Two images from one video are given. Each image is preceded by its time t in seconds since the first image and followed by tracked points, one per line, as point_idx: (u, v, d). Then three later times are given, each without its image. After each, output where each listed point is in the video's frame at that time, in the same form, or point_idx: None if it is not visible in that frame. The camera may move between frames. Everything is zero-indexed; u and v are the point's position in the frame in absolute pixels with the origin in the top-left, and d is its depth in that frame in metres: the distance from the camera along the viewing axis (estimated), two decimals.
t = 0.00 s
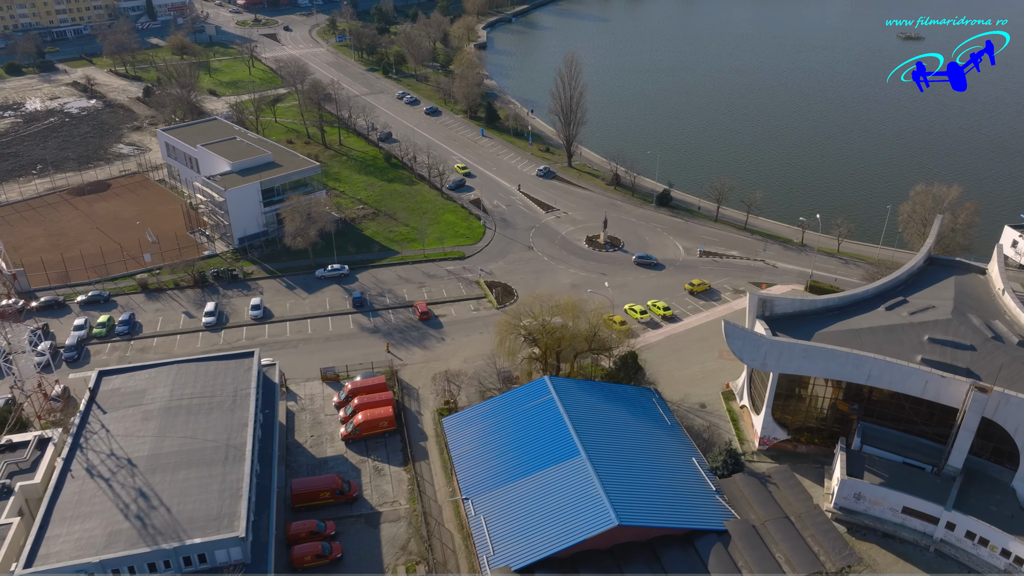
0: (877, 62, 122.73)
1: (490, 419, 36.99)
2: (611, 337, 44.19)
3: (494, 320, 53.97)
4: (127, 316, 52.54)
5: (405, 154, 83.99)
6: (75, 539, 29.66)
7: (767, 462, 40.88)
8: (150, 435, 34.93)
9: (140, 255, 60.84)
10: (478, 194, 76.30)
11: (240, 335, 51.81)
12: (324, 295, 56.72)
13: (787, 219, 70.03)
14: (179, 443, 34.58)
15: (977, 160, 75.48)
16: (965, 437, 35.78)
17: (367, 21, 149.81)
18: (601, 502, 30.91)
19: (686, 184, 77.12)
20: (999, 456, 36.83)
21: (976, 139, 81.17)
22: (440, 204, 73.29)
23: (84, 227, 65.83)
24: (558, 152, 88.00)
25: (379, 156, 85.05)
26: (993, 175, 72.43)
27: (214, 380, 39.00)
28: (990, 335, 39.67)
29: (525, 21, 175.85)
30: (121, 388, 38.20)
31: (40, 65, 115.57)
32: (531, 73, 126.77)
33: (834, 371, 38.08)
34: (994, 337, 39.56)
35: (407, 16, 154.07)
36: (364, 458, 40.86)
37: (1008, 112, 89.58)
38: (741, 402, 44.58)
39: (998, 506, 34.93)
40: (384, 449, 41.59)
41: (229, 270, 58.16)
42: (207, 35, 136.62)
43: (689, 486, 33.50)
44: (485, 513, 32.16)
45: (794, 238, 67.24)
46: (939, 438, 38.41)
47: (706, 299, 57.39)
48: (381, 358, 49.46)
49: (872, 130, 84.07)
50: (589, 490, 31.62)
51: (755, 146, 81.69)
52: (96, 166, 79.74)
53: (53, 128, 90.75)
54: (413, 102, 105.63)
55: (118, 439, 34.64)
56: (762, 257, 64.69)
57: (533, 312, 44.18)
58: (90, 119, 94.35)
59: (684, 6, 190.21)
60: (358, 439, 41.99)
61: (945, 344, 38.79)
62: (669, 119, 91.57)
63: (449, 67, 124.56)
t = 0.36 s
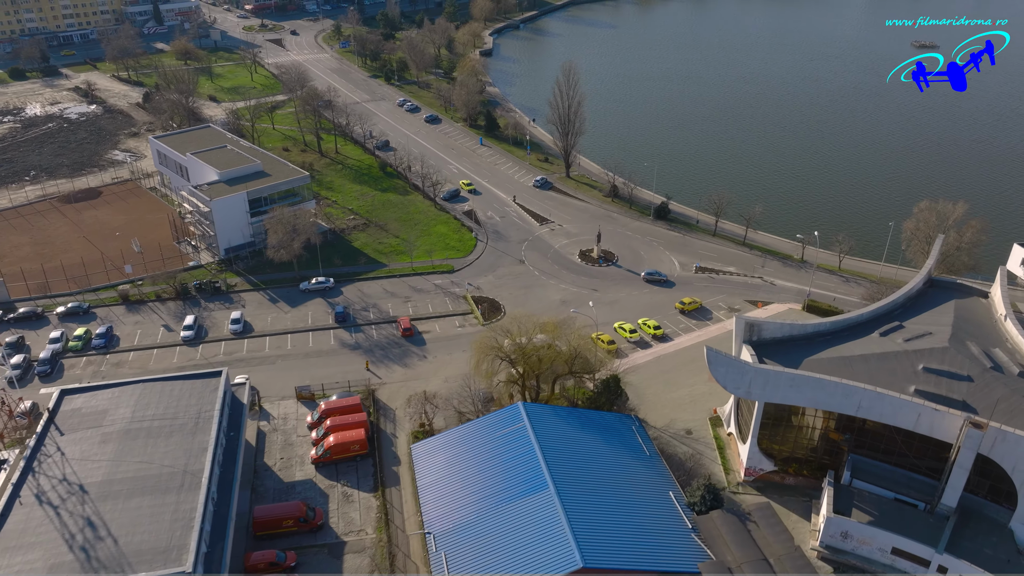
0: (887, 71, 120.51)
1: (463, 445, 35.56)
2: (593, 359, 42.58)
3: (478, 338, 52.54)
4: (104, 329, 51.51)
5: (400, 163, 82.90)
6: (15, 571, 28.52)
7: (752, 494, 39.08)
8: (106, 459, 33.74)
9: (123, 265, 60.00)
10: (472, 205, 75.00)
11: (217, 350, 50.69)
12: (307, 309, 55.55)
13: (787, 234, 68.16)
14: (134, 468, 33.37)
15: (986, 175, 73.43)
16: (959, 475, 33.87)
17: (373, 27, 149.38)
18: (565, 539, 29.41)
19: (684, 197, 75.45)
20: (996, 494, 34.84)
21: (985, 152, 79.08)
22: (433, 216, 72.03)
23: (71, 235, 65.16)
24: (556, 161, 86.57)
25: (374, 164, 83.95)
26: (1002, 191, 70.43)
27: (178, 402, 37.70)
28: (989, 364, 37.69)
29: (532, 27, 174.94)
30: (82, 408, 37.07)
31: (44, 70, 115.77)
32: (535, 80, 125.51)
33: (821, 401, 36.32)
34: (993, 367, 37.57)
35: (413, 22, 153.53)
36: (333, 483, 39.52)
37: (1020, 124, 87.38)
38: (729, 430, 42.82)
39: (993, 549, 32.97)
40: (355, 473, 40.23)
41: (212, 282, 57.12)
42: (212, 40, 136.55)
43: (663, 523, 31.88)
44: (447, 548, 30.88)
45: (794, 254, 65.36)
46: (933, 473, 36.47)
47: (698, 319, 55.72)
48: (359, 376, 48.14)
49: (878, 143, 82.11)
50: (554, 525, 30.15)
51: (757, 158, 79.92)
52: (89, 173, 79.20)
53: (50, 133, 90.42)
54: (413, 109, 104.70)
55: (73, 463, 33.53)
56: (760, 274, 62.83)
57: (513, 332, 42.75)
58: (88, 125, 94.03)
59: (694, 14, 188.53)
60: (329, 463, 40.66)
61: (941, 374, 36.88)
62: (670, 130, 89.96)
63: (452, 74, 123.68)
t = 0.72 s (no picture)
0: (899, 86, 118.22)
1: (432, 478, 34.15)
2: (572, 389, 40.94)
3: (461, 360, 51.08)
4: (80, 346, 50.55)
5: (396, 176, 81.86)
6: None
7: (735, 534, 37.20)
8: (56, 489, 32.61)
9: (106, 278, 59.21)
10: (466, 220, 73.72)
11: (194, 369, 49.54)
12: (289, 327, 54.39)
13: (788, 253, 66.27)
14: (84, 498, 32.19)
15: (995, 197, 71.34)
16: (952, 522, 31.93)
17: (380, 37, 149.28)
18: None
19: (684, 214, 73.79)
20: (992, 542, 32.76)
21: (996, 172, 76.93)
22: (425, 231, 70.84)
23: (58, 246, 64.52)
24: (555, 175, 85.20)
25: (370, 177, 82.99)
26: (1011, 214, 68.37)
27: (139, 427, 36.48)
28: (988, 401, 35.65)
29: (541, 37, 174.39)
30: (40, 433, 36.02)
31: (50, 78, 116.22)
32: (540, 92, 124.54)
33: (807, 438, 34.51)
34: (992, 405, 35.52)
35: (421, 32, 153.34)
36: (299, 513, 38.15)
37: None
38: (714, 463, 41.05)
39: None
40: (322, 503, 38.85)
41: (194, 297, 56.08)
42: (219, 49, 136.71)
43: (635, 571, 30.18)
44: None
45: (794, 275, 63.44)
46: (926, 517, 34.47)
47: (691, 344, 53.94)
48: (335, 399, 46.79)
49: (884, 161, 80.08)
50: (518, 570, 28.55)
51: (759, 175, 78.19)
52: (83, 182, 78.75)
53: (49, 143, 90.31)
54: (415, 120, 103.95)
55: (22, 492, 32.47)
56: (758, 295, 60.94)
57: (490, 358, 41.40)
58: (87, 134, 93.88)
59: (706, 25, 186.53)
60: (296, 491, 39.29)
61: (935, 413, 34.91)
62: (672, 145, 88.40)
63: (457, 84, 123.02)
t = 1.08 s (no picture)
0: (910, 103, 116.09)
1: (395, 513, 32.82)
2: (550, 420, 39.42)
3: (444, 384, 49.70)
4: (56, 363, 49.70)
5: (392, 189, 80.91)
6: None
7: None
8: (4, 522, 31.49)
9: (90, 293, 58.45)
10: (460, 236, 72.50)
11: (170, 390, 48.46)
12: (271, 346, 53.27)
13: (788, 276, 64.43)
14: (31, 532, 31.03)
15: (1002, 220, 69.49)
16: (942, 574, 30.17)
17: (388, 47, 149.38)
18: None
19: (682, 233, 72.20)
20: None
21: (1006, 193, 74.92)
22: (417, 247, 69.68)
23: (45, 260, 63.93)
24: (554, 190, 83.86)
25: (366, 191, 82.07)
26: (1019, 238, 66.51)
27: (97, 455, 35.34)
28: (983, 442, 33.77)
29: (551, 48, 173.81)
30: None
31: (56, 87, 116.75)
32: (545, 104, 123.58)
33: (790, 480, 32.72)
34: (988, 447, 33.61)
35: (429, 43, 153.38)
36: (262, 546, 36.78)
37: None
38: (698, 500, 39.21)
39: None
40: (287, 536, 37.47)
41: (176, 314, 55.14)
42: (226, 58, 137.07)
43: None
44: None
45: (793, 298, 61.54)
46: (916, 565, 32.57)
47: (682, 370, 52.17)
48: (310, 424, 45.53)
49: (890, 181, 78.23)
50: None
51: (761, 194, 76.52)
52: (77, 194, 78.37)
53: (48, 153, 90.20)
54: (416, 132, 103.18)
55: None
56: (755, 318, 59.12)
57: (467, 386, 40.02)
58: (87, 144, 93.77)
59: (717, 37, 184.52)
60: (261, 523, 37.97)
61: (927, 455, 33.06)
62: (673, 161, 87.03)
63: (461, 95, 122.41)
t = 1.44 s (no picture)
0: (922, 118, 114.32)
1: (355, 551, 31.42)
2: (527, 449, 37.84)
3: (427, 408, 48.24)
4: (33, 380, 48.79)
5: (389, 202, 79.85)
6: None
7: None
8: None
9: (75, 307, 57.75)
10: (456, 251, 71.17)
11: (146, 409, 47.37)
12: (253, 365, 52.12)
13: (789, 298, 62.54)
14: None
15: (1013, 242, 67.52)
16: None
17: (397, 57, 149.25)
18: None
19: (682, 251, 70.54)
20: None
21: (1018, 215, 72.68)
22: (411, 262, 68.44)
23: (34, 272, 63.38)
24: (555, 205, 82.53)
25: (363, 204, 81.07)
26: None
27: (55, 482, 34.36)
28: (983, 485, 31.71)
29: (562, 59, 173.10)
30: None
31: (63, 97, 117.26)
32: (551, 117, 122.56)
33: (773, 523, 30.88)
34: (987, 490, 31.57)
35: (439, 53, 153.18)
36: None
37: None
38: (682, 537, 37.09)
39: None
40: (252, 568, 36.09)
41: (159, 331, 54.19)
42: (234, 68, 137.32)
43: None
44: None
45: (795, 320, 59.54)
46: None
47: (675, 397, 50.33)
48: (286, 449, 44.25)
49: (898, 200, 76.25)
50: None
51: (764, 213, 74.80)
52: (73, 205, 78.01)
53: (49, 163, 90.14)
54: (419, 144, 102.30)
55: None
56: (753, 342, 57.17)
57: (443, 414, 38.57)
58: (88, 154, 93.66)
59: (732, 49, 182.47)
60: (226, 553, 36.63)
61: (921, 499, 31.08)
62: (677, 177, 85.63)
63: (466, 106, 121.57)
